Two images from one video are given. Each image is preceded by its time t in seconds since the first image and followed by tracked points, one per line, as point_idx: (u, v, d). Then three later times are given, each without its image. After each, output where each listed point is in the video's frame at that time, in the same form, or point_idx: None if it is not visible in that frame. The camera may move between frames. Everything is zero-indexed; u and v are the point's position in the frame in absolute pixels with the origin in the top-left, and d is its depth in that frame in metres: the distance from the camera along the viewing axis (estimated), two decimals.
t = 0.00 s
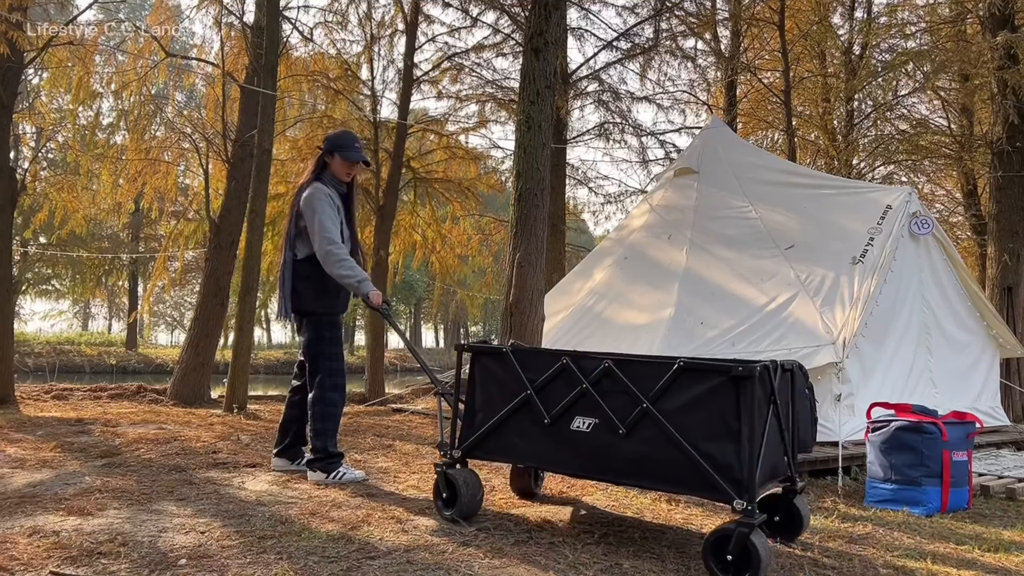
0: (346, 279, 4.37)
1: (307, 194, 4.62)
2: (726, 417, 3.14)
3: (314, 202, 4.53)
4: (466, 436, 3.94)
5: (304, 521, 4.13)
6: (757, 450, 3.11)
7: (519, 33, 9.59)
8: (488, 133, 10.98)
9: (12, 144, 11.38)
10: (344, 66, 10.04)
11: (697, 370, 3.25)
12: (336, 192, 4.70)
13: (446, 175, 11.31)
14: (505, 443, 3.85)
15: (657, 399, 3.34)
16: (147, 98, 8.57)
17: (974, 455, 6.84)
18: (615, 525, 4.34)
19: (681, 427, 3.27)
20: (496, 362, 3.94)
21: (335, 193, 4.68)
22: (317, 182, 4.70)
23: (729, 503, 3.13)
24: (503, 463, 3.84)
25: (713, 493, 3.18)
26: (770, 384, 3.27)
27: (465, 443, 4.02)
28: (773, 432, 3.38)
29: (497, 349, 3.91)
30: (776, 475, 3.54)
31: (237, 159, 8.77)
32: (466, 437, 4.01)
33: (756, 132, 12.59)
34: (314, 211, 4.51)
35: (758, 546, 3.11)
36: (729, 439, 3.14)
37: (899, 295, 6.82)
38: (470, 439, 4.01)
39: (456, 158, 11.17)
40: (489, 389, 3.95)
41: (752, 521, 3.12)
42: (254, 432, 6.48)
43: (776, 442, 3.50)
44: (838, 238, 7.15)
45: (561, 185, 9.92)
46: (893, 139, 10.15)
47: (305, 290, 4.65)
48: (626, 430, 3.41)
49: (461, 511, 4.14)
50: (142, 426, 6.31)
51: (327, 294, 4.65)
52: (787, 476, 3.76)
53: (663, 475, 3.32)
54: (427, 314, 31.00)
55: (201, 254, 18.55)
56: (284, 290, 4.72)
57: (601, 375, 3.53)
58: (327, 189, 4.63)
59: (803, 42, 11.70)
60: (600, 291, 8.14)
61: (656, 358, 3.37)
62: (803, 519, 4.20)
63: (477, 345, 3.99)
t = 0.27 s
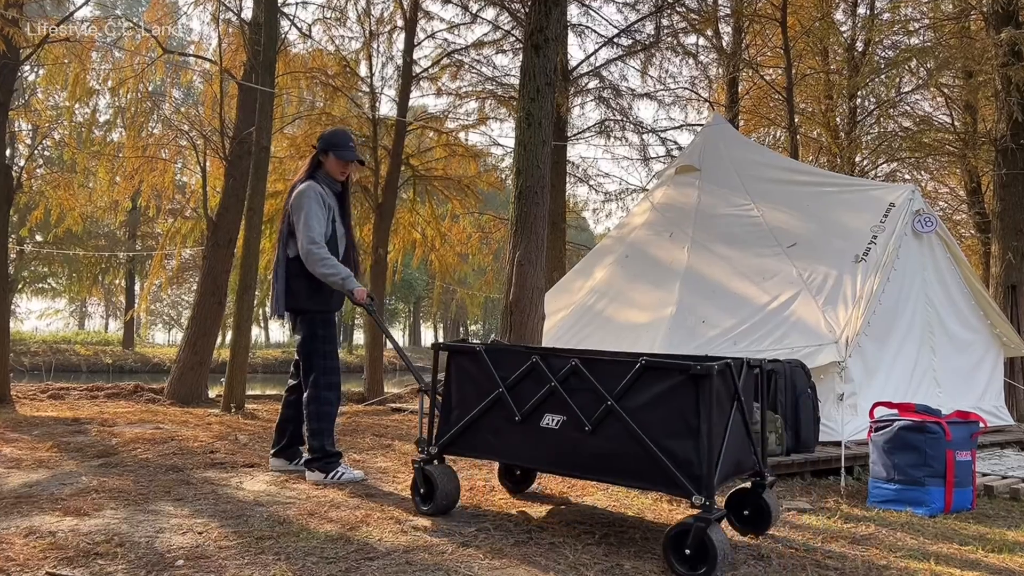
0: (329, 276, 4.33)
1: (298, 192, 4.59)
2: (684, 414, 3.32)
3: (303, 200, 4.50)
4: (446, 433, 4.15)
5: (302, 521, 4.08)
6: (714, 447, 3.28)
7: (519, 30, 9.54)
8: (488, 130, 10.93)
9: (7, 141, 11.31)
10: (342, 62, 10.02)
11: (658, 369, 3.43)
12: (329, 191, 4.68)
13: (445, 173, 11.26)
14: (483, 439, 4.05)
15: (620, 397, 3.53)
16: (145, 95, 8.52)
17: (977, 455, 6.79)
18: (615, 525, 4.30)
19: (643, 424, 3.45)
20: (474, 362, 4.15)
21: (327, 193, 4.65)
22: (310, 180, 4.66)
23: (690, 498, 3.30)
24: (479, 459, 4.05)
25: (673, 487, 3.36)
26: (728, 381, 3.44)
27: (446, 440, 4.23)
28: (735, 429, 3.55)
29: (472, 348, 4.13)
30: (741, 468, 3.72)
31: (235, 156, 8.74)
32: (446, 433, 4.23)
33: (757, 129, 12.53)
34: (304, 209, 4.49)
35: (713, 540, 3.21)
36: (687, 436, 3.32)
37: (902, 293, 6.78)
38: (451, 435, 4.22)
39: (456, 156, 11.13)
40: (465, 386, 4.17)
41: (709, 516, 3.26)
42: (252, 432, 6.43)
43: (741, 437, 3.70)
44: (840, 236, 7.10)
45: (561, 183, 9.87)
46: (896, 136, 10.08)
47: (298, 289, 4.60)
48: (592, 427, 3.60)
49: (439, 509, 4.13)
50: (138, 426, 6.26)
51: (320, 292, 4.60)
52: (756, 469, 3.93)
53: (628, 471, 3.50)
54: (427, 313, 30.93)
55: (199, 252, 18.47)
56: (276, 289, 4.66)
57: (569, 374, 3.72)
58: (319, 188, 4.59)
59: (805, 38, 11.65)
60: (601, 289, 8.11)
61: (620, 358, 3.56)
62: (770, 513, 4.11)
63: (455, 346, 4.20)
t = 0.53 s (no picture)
0: (318, 273, 4.29)
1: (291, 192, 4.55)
2: (644, 410, 3.50)
3: (294, 199, 4.45)
4: (422, 430, 4.30)
5: (300, 522, 4.04)
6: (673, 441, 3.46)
7: (519, 26, 9.50)
8: (488, 127, 10.88)
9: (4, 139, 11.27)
10: (341, 59, 10.01)
11: (619, 367, 3.61)
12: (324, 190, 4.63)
13: (445, 170, 11.21)
14: (457, 436, 4.21)
15: (585, 394, 3.70)
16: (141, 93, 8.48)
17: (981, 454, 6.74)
18: (616, 525, 4.25)
19: (606, 420, 3.63)
20: (448, 360, 4.31)
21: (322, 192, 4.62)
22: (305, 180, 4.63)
23: (650, 491, 3.48)
24: (453, 455, 4.21)
25: (634, 480, 3.53)
26: (687, 378, 3.62)
27: (421, 437, 4.38)
28: (695, 423, 3.73)
29: (446, 348, 4.28)
30: (707, 462, 3.90)
31: (233, 154, 8.69)
32: (421, 430, 4.38)
33: (760, 126, 12.49)
34: (294, 208, 4.45)
35: (672, 532, 3.44)
36: (648, 431, 3.50)
37: (905, 291, 6.73)
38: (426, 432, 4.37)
39: (456, 153, 11.09)
40: (439, 384, 4.32)
41: (667, 509, 3.49)
42: (250, 431, 6.39)
43: (705, 431, 3.88)
44: (843, 234, 7.06)
45: (561, 181, 9.82)
46: (899, 133, 10.03)
47: (290, 287, 4.54)
48: (559, 422, 3.78)
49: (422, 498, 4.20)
50: (136, 426, 6.21)
51: (311, 291, 4.55)
52: (722, 462, 4.10)
53: (592, 465, 3.68)
54: (427, 312, 30.87)
55: (196, 250, 18.42)
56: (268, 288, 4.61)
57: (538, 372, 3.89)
58: (312, 187, 4.55)
59: (808, 35, 11.62)
60: (601, 288, 8.07)
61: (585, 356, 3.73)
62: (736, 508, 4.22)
63: (431, 345, 4.36)
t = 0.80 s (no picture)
0: (313, 271, 4.31)
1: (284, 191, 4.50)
2: (620, 407, 3.62)
3: (285, 199, 4.41)
4: (406, 429, 4.39)
5: (299, 523, 3.99)
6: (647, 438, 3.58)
7: (519, 23, 9.45)
8: (488, 124, 10.84)
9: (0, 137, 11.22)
10: (340, 56, 9.98)
11: (596, 365, 3.73)
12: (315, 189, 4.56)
13: (444, 168, 11.15)
14: (440, 435, 4.31)
15: (563, 392, 3.82)
16: (138, 90, 8.44)
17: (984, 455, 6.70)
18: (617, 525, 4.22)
19: (583, 417, 3.75)
20: (431, 360, 4.41)
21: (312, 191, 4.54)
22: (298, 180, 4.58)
23: (625, 487, 3.60)
24: (436, 453, 4.31)
25: (610, 476, 3.65)
26: (661, 376, 3.74)
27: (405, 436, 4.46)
28: (672, 420, 3.85)
29: (430, 348, 4.38)
30: (686, 458, 4.01)
31: (230, 151, 8.66)
32: (406, 430, 4.45)
33: (762, 124, 12.45)
34: (285, 208, 4.41)
35: (646, 527, 3.49)
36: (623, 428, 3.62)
37: (908, 290, 6.69)
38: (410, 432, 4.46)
39: (456, 151, 11.02)
40: (423, 383, 4.42)
41: (641, 505, 3.53)
42: (247, 431, 6.34)
43: (683, 427, 3.99)
44: (845, 233, 7.03)
45: (561, 179, 9.78)
46: (902, 130, 9.99)
47: (282, 287, 4.50)
48: (538, 420, 3.90)
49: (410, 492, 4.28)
50: (132, 425, 6.17)
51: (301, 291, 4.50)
52: (703, 460, 4.19)
53: (570, 462, 3.80)
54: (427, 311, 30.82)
55: (194, 248, 18.36)
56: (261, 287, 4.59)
57: (517, 370, 4.01)
58: (304, 188, 4.50)
59: (811, 31, 11.60)
60: (601, 287, 8.04)
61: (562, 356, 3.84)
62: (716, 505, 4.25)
63: (415, 346, 4.46)
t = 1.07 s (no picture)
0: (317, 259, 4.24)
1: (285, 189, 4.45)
2: (612, 405, 3.60)
3: (287, 196, 4.36)
4: (400, 429, 4.35)
5: (297, 523, 3.95)
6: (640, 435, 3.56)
7: (519, 19, 9.42)
8: (488, 122, 10.79)
9: None
10: (339, 53, 9.93)
11: (588, 363, 3.70)
12: (316, 188, 4.52)
13: (443, 166, 11.10)
14: (434, 434, 4.28)
15: (555, 390, 3.79)
16: (135, 86, 8.39)
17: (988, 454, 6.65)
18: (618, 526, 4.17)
19: (575, 416, 3.73)
20: (424, 359, 4.37)
21: (314, 189, 4.50)
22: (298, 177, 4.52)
23: (617, 485, 3.58)
24: (430, 453, 4.27)
25: (603, 475, 3.63)
26: (654, 374, 3.72)
27: (399, 436, 4.42)
28: (665, 417, 3.82)
29: (423, 348, 4.34)
30: (681, 458, 3.99)
31: (228, 149, 8.62)
32: (400, 430, 4.41)
33: (764, 121, 12.40)
34: (287, 204, 4.36)
35: (638, 524, 3.46)
36: (615, 426, 3.60)
37: (911, 288, 6.65)
38: (405, 431, 4.42)
39: (455, 148, 10.97)
40: (416, 383, 4.38)
41: (633, 502, 3.50)
42: (245, 431, 6.29)
43: (677, 426, 3.96)
44: (847, 231, 6.99)
45: (561, 177, 9.74)
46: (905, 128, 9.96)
47: (285, 286, 4.47)
48: (530, 419, 3.87)
49: (403, 488, 4.23)
50: (129, 425, 6.13)
51: (304, 290, 4.48)
52: (699, 458, 4.16)
53: (562, 461, 3.77)
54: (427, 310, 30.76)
55: (192, 246, 18.31)
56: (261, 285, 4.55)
57: (510, 370, 3.97)
58: (306, 185, 4.45)
59: (813, 27, 11.56)
60: (601, 285, 8.00)
61: (554, 354, 3.81)
62: (714, 503, 4.21)
63: (409, 345, 4.41)
